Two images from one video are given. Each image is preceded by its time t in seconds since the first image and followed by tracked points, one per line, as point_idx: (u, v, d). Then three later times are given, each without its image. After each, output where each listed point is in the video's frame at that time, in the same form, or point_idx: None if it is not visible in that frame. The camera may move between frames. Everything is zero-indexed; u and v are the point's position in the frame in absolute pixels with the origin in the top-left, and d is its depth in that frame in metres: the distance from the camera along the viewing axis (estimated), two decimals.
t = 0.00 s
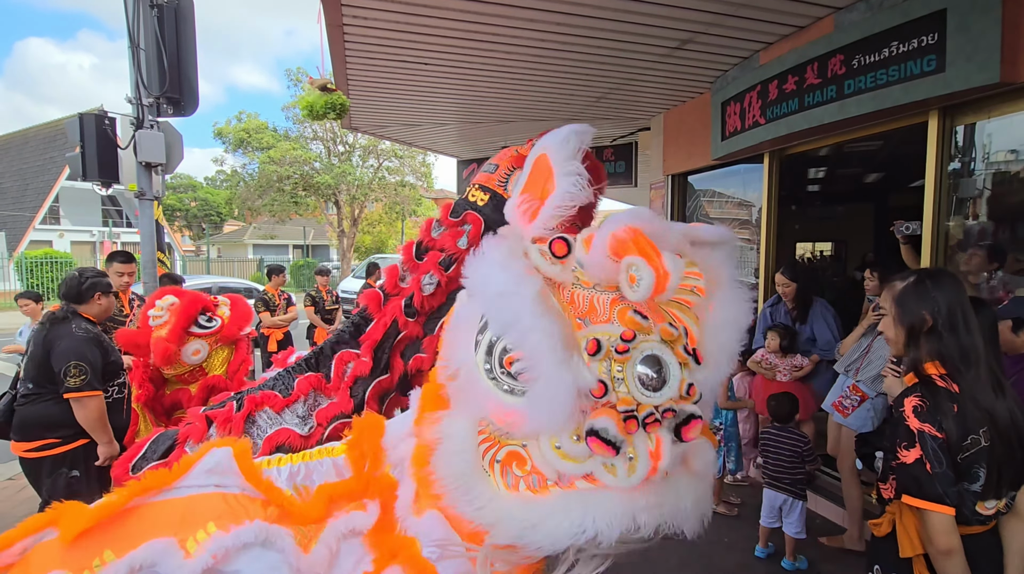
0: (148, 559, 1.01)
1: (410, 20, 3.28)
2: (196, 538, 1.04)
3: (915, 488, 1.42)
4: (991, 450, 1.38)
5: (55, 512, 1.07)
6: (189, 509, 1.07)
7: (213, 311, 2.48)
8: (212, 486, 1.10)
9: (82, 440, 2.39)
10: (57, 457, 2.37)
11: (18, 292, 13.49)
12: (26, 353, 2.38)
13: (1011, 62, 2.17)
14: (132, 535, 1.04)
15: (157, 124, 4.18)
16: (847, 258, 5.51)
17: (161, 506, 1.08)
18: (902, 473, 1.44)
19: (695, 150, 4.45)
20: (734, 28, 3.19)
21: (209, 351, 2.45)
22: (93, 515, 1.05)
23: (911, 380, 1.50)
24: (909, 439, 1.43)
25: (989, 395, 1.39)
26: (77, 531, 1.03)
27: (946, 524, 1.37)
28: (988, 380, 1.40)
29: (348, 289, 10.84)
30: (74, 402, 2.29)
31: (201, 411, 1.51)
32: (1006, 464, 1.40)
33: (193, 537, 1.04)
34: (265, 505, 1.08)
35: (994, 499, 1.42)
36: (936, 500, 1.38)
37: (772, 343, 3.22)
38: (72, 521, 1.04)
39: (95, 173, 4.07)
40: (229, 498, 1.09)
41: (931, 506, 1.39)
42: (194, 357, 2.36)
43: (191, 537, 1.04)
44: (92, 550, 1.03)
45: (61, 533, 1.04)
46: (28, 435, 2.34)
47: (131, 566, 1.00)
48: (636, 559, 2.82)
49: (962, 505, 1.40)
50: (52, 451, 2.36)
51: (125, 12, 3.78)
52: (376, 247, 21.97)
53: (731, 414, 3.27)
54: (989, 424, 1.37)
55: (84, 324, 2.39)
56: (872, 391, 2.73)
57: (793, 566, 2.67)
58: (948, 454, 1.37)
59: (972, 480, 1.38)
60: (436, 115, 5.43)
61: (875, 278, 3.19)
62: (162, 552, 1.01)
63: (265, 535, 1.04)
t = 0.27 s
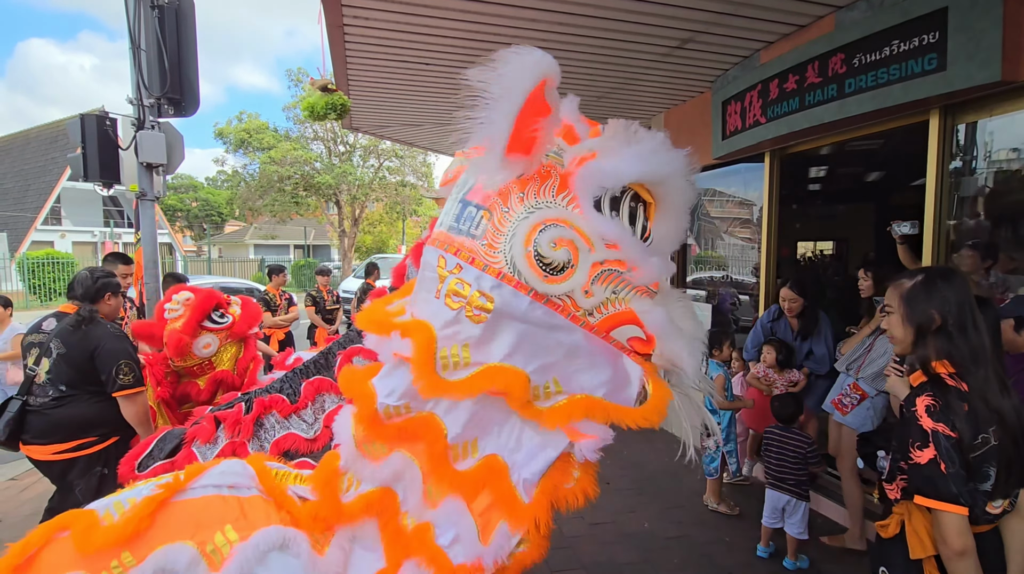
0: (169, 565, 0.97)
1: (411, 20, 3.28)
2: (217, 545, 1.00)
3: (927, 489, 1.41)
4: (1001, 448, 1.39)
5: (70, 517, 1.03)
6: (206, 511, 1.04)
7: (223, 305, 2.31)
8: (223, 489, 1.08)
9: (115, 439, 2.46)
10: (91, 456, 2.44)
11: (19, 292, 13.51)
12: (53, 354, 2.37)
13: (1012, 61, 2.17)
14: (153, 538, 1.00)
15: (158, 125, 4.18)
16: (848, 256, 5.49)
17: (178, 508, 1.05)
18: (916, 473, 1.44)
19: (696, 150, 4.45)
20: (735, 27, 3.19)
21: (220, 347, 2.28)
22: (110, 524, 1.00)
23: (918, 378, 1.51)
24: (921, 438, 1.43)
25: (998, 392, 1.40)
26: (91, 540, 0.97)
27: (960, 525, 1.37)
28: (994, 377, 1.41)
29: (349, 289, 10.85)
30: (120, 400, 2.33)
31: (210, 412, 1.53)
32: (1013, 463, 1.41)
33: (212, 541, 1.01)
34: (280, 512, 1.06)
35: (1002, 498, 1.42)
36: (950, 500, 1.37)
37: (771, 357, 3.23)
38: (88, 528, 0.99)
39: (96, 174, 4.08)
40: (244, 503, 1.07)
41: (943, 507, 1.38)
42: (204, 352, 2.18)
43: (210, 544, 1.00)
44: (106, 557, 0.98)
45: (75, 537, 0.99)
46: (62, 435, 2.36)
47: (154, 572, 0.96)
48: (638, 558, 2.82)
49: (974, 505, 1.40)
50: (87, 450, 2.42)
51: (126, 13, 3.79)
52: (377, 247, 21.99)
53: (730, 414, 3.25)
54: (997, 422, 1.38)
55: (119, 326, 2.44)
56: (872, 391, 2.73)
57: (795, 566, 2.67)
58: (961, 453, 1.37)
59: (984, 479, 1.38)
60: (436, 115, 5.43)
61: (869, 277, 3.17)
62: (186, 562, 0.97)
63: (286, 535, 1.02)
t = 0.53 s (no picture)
0: (173, 561, 0.99)
1: (413, 19, 3.29)
2: (218, 540, 1.04)
3: (938, 489, 1.40)
4: (1008, 447, 1.39)
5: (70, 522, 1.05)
6: (207, 506, 1.09)
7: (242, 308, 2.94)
8: (219, 485, 1.14)
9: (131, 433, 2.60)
10: (107, 452, 2.55)
11: (23, 293, 13.58)
12: (71, 354, 2.41)
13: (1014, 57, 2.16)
14: (156, 535, 1.03)
15: (160, 124, 4.19)
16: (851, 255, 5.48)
17: (178, 507, 1.08)
18: (925, 473, 1.43)
19: (698, 148, 4.44)
20: (737, 24, 3.18)
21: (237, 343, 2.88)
22: (113, 525, 1.03)
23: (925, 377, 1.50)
24: (933, 438, 1.42)
25: (1006, 390, 1.40)
26: (97, 541, 1.00)
27: (969, 525, 1.37)
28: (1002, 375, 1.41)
29: (351, 289, 10.87)
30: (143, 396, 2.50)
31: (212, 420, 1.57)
32: (1017, 460, 1.42)
33: (214, 536, 1.04)
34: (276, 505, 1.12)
35: (1009, 497, 1.42)
36: (961, 500, 1.37)
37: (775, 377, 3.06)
38: (92, 529, 1.02)
39: (99, 174, 4.09)
40: (240, 497, 1.12)
41: (953, 505, 1.38)
42: (223, 347, 2.77)
43: (212, 538, 1.04)
44: (110, 557, 1.00)
45: (80, 540, 1.01)
46: (81, 433, 2.44)
47: (158, 568, 0.98)
48: (640, 556, 2.82)
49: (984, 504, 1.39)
50: (105, 447, 2.52)
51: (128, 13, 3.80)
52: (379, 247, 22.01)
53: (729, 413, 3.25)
54: (1006, 420, 1.38)
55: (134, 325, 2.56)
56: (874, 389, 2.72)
57: (797, 564, 2.67)
58: (975, 451, 1.36)
59: (995, 478, 1.38)
60: (437, 114, 5.43)
61: (870, 277, 3.16)
62: (189, 557, 1.00)
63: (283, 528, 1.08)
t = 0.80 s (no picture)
0: (173, 551, 0.97)
1: (415, 18, 3.29)
2: (220, 533, 1.01)
3: (938, 487, 1.42)
4: (1010, 445, 1.39)
5: (77, 515, 1.04)
6: (211, 499, 1.07)
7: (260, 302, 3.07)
8: (223, 478, 1.12)
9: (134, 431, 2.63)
10: (113, 448, 2.56)
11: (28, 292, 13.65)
12: (82, 349, 2.43)
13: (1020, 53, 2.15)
14: (159, 527, 1.01)
15: (163, 124, 4.21)
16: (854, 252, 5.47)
17: (181, 499, 1.07)
18: (927, 472, 1.44)
19: (700, 146, 4.43)
20: (740, 22, 3.17)
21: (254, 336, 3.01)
22: (118, 517, 1.02)
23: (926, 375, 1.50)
24: (933, 436, 1.43)
25: (1009, 389, 1.39)
26: (103, 533, 0.98)
27: (970, 522, 1.38)
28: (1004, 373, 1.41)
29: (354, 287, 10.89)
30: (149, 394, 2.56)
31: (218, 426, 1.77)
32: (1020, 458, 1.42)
33: (215, 528, 1.02)
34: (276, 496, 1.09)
35: (1010, 494, 1.42)
36: (960, 498, 1.38)
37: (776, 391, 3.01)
38: (98, 521, 1.01)
39: (103, 174, 4.10)
40: (244, 490, 1.10)
41: (952, 503, 1.39)
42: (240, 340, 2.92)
43: (213, 530, 1.01)
44: (113, 550, 0.98)
45: (86, 532, 1.00)
46: (88, 428, 2.46)
47: (159, 558, 0.96)
48: (642, 555, 2.82)
49: (986, 502, 1.39)
50: (110, 442, 2.53)
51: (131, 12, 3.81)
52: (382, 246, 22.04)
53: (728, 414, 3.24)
54: (1008, 418, 1.38)
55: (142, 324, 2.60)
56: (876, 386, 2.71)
57: (799, 562, 2.66)
58: (975, 450, 1.37)
59: (997, 476, 1.38)
60: (439, 113, 5.42)
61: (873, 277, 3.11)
62: (189, 547, 0.97)
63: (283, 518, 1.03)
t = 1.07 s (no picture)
0: (188, 551, 0.98)
1: (418, 17, 3.30)
2: (234, 538, 1.02)
3: (937, 482, 1.42)
4: (1010, 441, 1.39)
5: (94, 499, 1.03)
6: (226, 499, 1.07)
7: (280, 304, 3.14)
8: (238, 480, 1.11)
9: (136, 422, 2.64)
10: (117, 443, 2.58)
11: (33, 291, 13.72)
12: (75, 347, 2.46)
13: None
14: (174, 523, 1.01)
15: (168, 123, 4.22)
16: (858, 251, 5.46)
17: (197, 496, 1.06)
18: (927, 467, 1.45)
19: (703, 145, 4.43)
20: (742, 20, 3.17)
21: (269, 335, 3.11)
22: (135, 507, 1.01)
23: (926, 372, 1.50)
24: (931, 431, 1.43)
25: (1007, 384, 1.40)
26: (120, 521, 0.97)
27: (970, 517, 1.38)
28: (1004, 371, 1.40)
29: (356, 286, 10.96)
30: (142, 383, 2.55)
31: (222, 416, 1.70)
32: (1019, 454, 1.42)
33: (229, 531, 1.03)
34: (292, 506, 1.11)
35: (1011, 490, 1.42)
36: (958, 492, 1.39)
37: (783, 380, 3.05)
38: (114, 510, 0.99)
39: (107, 173, 4.12)
40: (259, 494, 1.10)
41: (951, 498, 1.40)
42: (253, 337, 3.06)
43: (228, 533, 1.02)
44: (126, 540, 0.97)
45: (103, 517, 0.99)
46: (91, 422, 2.49)
47: (173, 556, 0.96)
48: (645, 551, 2.83)
49: (985, 497, 1.40)
50: (115, 434, 2.57)
51: (135, 12, 3.82)
52: (385, 244, 22.14)
53: (727, 408, 3.25)
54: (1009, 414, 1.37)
55: (132, 319, 2.62)
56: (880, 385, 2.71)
57: (802, 559, 2.67)
58: (973, 445, 1.37)
59: (996, 471, 1.38)
60: (442, 111, 5.43)
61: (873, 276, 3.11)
62: (205, 549, 0.98)
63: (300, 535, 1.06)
